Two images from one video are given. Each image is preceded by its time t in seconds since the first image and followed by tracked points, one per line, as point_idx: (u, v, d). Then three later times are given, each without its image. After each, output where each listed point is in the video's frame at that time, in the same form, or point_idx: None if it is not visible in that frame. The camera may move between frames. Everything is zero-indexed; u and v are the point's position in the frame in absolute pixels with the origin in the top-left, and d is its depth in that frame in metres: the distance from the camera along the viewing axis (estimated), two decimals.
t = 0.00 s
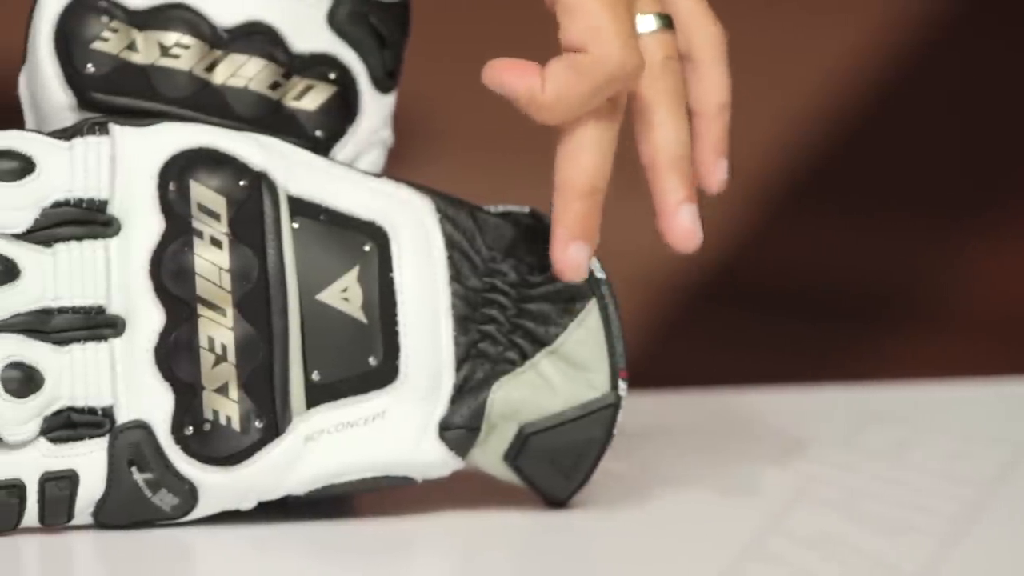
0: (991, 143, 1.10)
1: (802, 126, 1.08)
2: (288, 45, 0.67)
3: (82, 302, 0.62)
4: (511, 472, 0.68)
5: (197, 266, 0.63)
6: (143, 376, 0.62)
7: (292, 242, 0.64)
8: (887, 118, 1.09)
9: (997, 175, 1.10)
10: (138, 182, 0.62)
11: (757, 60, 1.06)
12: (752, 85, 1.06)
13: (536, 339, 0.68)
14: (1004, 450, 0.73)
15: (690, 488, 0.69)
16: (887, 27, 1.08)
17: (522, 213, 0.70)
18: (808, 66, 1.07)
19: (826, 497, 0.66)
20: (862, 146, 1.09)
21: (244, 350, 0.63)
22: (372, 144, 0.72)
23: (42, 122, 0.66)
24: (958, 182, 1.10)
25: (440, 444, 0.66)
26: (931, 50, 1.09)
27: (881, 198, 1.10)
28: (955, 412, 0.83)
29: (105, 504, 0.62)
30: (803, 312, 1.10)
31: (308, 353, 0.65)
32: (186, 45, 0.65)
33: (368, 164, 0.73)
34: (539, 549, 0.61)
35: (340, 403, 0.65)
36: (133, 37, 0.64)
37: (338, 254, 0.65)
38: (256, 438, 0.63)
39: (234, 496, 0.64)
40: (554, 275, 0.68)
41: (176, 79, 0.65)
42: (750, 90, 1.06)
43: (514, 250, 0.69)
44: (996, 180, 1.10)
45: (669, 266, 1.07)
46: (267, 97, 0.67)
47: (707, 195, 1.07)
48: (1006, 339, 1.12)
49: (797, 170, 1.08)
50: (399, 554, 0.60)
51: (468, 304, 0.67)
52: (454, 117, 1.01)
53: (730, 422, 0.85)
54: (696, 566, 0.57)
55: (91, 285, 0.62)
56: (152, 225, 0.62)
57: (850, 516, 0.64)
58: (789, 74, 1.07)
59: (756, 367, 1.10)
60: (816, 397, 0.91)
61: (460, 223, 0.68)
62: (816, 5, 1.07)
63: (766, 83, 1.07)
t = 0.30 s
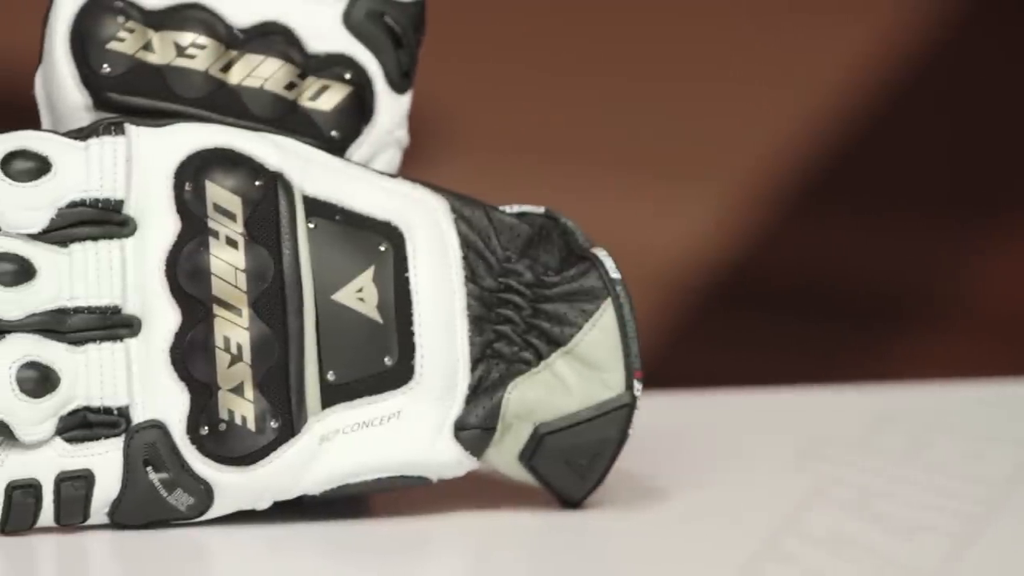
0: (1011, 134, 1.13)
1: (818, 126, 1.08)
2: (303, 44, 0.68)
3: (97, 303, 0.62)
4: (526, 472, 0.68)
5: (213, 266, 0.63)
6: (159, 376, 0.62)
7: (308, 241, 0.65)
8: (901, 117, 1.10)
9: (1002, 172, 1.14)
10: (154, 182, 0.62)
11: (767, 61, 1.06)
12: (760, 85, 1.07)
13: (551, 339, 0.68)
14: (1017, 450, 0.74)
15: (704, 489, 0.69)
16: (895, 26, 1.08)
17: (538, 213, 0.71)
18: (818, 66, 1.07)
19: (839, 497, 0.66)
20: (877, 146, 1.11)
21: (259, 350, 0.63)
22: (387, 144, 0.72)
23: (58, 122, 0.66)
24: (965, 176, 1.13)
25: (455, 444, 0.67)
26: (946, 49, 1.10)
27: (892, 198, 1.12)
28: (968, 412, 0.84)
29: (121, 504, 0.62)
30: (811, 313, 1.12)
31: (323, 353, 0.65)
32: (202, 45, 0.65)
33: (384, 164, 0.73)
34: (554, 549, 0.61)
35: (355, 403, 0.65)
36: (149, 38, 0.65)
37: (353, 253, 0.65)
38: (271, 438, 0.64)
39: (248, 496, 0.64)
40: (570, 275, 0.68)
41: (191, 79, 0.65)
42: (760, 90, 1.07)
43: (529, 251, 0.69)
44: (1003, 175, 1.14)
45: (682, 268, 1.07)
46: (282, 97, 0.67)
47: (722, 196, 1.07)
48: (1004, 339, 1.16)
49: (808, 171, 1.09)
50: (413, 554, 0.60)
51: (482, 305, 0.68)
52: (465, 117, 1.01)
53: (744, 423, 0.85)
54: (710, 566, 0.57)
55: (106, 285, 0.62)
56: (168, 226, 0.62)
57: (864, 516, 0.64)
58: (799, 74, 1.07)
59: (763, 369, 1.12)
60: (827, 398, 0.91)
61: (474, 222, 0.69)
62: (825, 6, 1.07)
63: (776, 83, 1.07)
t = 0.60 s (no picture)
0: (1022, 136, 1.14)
1: (834, 126, 1.09)
2: (318, 45, 0.68)
3: (112, 303, 0.62)
4: (540, 472, 0.68)
5: (227, 266, 0.63)
6: (174, 376, 0.62)
7: (322, 241, 0.65)
8: (919, 116, 1.11)
9: (1016, 171, 1.15)
10: (169, 182, 0.62)
11: (778, 61, 1.06)
12: (770, 85, 1.06)
13: (565, 339, 0.68)
14: None
15: (718, 489, 0.69)
16: (905, 26, 1.08)
17: (552, 213, 0.71)
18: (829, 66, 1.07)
19: (854, 498, 0.66)
20: (896, 146, 1.11)
21: (274, 350, 0.63)
22: (401, 144, 0.72)
23: (72, 122, 0.66)
24: (984, 174, 1.14)
25: (469, 444, 0.67)
26: (966, 47, 1.11)
27: (907, 197, 1.13)
28: (980, 412, 0.84)
29: (135, 504, 0.62)
30: (825, 312, 1.13)
31: (338, 353, 0.65)
32: (216, 45, 0.65)
33: (399, 164, 0.73)
34: (570, 549, 0.61)
35: (369, 403, 0.65)
36: (164, 38, 0.65)
37: (367, 254, 0.66)
38: (286, 438, 0.64)
39: (263, 496, 0.64)
40: (584, 275, 0.69)
41: (206, 79, 0.65)
42: (770, 90, 1.07)
43: (543, 251, 0.69)
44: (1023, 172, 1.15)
45: (699, 268, 1.08)
46: (297, 97, 0.67)
47: (736, 197, 1.08)
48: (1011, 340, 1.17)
49: (823, 171, 1.09)
50: (429, 553, 0.60)
51: (497, 305, 0.68)
52: (476, 117, 1.01)
53: (757, 423, 0.85)
54: (727, 566, 0.57)
55: (121, 285, 0.62)
56: (182, 226, 0.62)
57: (879, 516, 0.64)
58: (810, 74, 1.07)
59: (776, 369, 1.13)
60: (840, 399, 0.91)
61: (489, 222, 0.69)
62: (835, 6, 1.07)
63: (786, 83, 1.07)
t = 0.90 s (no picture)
0: None
1: (850, 126, 1.09)
2: (331, 45, 0.68)
3: (125, 303, 0.62)
4: (554, 472, 0.68)
5: (241, 266, 0.63)
6: (187, 376, 0.62)
7: (336, 241, 0.65)
8: (931, 116, 1.11)
9: None
10: (183, 183, 0.62)
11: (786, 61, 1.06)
12: (778, 85, 1.07)
13: (579, 339, 0.68)
14: None
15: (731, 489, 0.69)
16: (914, 26, 1.08)
17: (566, 213, 0.71)
18: (836, 66, 1.08)
19: (865, 498, 0.66)
20: (910, 146, 1.11)
21: (287, 350, 0.63)
22: (415, 144, 0.72)
23: (85, 122, 0.66)
24: (1000, 174, 1.14)
25: (483, 444, 0.67)
26: (978, 46, 1.11)
27: (921, 195, 1.13)
28: (993, 412, 0.84)
29: (149, 504, 0.62)
30: (839, 310, 1.13)
31: (352, 353, 0.65)
32: (230, 45, 0.66)
33: (412, 164, 0.73)
34: (583, 549, 0.61)
35: (383, 403, 0.66)
36: (177, 38, 0.65)
37: (381, 254, 0.66)
38: (299, 438, 0.64)
39: (277, 496, 0.64)
40: (598, 275, 0.69)
41: (220, 79, 0.65)
42: (778, 91, 1.07)
43: (557, 251, 0.70)
44: None
45: (711, 268, 1.08)
46: (311, 97, 0.67)
47: (750, 197, 1.08)
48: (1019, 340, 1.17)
49: (834, 172, 1.09)
50: (443, 553, 0.60)
51: (510, 305, 0.68)
52: (484, 117, 1.01)
53: (769, 422, 0.85)
54: (740, 566, 0.57)
55: (134, 286, 0.62)
56: (196, 226, 0.62)
57: (893, 516, 0.64)
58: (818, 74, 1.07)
59: (789, 368, 1.14)
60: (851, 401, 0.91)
61: (502, 222, 0.69)
62: (843, 6, 1.07)
63: (794, 84, 1.07)
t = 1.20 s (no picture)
0: None
1: (863, 126, 1.09)
2: (344, 45, 0.68)
3: (139, 303, 0.62)
4: (567, 472, 0.68)
5: (254, 267, 0.63)
6: (201, 376, 0.62)
7: (349, 241, 0.65)
8: (941, 116, 1.11)
9: None
10: (196, 183, 0.62)
11: (795, 60, 1.06)
12: (786, 86, 1.06)
13: (591, 339, 0.68)
14: None
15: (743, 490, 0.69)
16: (924, 25, 1.08)
17: (579, 213, 0.71)
18: (846, 66, 1.07)
19: (877, 498, 0.66)
20: (921, 146, 1.12)
21: (301, 350, 0.63)
22: (428, 144, 0.72)
23: (98, 122, 0.67)
24: (1011, 175, 1.14)
25: (496, 445, 0.67)
26: (990, 46, 1.11)
27: (932, 194, 1.13)
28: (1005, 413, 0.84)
29: (161, 505, 0.62)
30: (852, 310, 1.13)
31: (364, 353, 0.65)
32: (244, 45, 0.66)
33: (425, 164, 0.73)
34: (596, 549, 0.61)
35: (396, 403, 0.66)
36: (191, 38, 0.65)
37: (394, 253, 0.66)
38: (312, 438, 0.64)
39: (289, 496, 0.64)
40: (611, 276, 0.69)
41: (233, 79, 0.65)
42: (787, 91, 1.07)
43: (569, 251, 0.70)
44: None
45: (725, 268, 1.08)
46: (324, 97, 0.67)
47: (763, 197, 1.08)
48: None
49: (843, 172, 1.10)
50: (455, 553, 0.60)
51: (523, 305, 0.68)
52: (492, 117, 1.00)
53: (781, 422, 0.85)
54: (752, 566, 0.57)
55: (148, 285, 0.62)
56: (209, 225, 0.62)
57: (905, 516, 0.64)
58: (827, 75, 1.07)
59: (801, 368, 1.14)
60: (862, 402, 0.91)
61: (516, 222, 0.69)
62: (852, 6, 1.07)
63: (803, 84, 1.07)
